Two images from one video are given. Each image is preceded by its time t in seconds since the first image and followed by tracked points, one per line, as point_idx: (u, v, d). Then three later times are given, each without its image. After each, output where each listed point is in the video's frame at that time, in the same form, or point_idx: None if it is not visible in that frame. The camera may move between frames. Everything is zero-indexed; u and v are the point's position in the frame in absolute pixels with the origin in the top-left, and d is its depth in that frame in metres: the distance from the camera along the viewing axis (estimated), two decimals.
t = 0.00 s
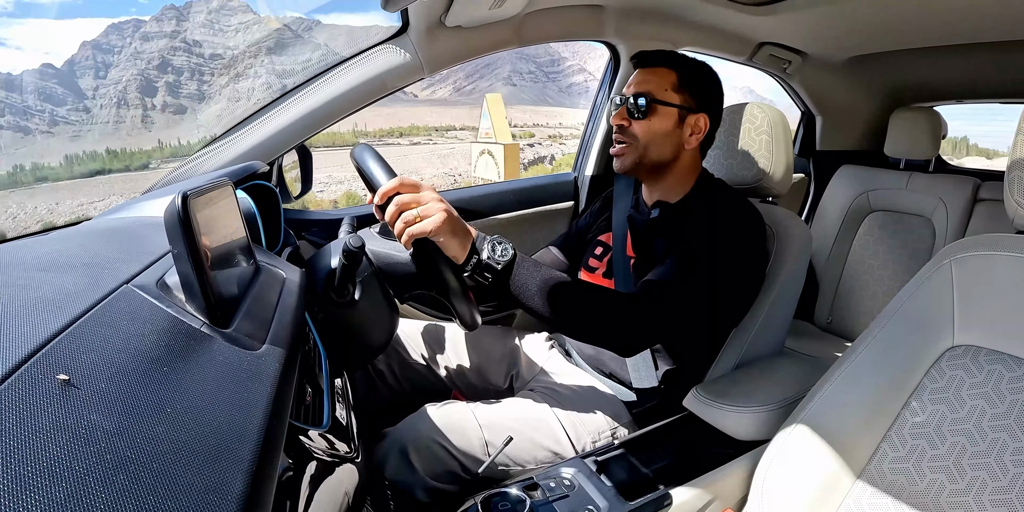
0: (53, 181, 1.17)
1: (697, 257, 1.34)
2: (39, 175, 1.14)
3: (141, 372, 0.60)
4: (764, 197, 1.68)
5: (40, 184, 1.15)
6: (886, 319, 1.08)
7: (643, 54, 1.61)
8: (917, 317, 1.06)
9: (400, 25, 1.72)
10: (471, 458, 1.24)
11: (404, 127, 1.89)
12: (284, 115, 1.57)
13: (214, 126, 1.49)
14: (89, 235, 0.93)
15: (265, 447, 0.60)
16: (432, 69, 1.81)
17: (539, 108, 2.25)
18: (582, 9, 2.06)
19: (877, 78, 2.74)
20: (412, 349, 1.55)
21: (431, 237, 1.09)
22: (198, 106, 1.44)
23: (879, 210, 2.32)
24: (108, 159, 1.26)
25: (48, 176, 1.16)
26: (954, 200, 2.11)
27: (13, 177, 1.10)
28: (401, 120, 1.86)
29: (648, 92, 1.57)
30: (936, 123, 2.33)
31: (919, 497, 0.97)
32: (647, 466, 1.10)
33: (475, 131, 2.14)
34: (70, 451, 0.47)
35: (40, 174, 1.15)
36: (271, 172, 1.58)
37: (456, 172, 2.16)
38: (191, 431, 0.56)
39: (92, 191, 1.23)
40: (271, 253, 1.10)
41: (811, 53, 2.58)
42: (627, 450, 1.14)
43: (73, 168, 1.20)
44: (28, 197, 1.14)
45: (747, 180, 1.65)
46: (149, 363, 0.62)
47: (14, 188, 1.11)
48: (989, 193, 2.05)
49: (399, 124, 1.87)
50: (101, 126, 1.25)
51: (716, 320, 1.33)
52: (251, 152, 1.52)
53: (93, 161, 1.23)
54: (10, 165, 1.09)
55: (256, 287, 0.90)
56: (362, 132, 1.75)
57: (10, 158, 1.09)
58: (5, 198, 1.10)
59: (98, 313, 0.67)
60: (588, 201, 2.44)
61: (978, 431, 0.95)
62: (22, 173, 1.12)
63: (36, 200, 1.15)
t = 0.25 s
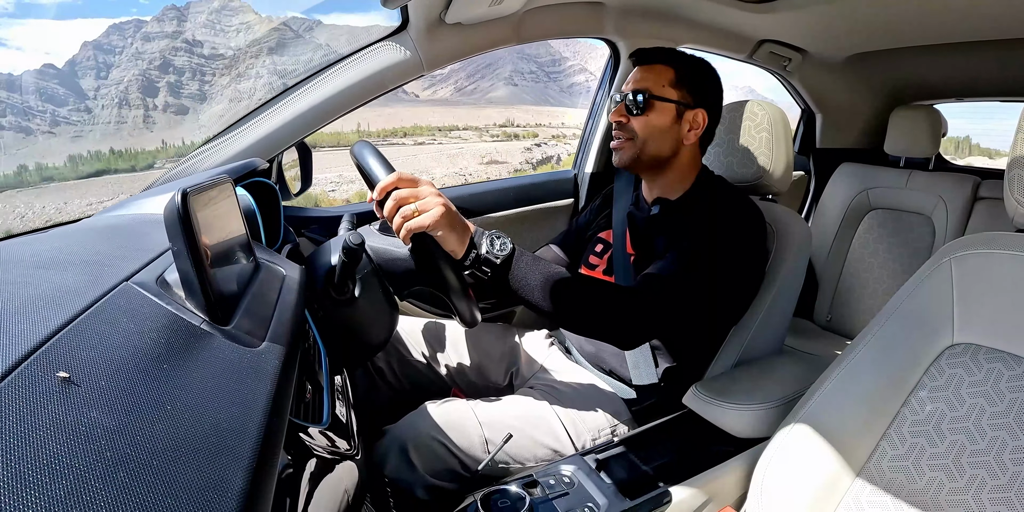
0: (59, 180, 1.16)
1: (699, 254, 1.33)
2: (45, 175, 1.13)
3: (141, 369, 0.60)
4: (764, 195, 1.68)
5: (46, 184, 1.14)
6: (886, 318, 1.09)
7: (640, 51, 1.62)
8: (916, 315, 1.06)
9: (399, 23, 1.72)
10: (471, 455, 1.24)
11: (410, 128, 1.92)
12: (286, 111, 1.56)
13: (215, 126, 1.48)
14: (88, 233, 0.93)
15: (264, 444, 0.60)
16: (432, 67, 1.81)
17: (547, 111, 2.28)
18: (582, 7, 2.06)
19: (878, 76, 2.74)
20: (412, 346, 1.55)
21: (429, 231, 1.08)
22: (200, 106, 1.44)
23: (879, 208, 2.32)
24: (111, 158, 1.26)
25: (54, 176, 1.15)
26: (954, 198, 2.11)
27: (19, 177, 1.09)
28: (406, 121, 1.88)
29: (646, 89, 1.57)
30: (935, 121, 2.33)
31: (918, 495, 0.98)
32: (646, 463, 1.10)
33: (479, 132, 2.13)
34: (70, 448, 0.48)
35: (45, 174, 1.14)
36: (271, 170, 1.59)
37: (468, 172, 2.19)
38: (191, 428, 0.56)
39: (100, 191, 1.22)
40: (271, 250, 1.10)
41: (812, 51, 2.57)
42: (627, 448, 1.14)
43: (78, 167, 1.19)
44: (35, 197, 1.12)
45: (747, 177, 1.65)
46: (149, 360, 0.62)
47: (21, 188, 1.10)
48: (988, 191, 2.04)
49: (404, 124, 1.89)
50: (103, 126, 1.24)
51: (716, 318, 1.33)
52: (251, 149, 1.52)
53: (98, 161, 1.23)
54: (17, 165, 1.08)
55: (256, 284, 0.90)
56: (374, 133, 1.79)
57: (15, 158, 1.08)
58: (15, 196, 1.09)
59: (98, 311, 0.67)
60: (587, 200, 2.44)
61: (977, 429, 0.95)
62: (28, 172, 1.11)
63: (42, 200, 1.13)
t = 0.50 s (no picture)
0: (65, 180, 1.17)
1: (699, 255, 1.34)
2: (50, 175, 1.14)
3: (141, 370, 0.60)
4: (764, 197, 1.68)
5: (54, 184, 1.16)
6: (886, 319, 1.09)
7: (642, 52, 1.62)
8: (915, 317, 1.06)
9: (399, 24, 1.72)
10: (471, 456, 1.24)
11: (411, 128, 1.92)
12: (285, 113, 1.56)
13: (216, 126, 1.49)
14: (88, 233, 0.93)
15: (264, 445, 0.60)
16: (432, 68, 1.81)
17: (551, 111, 2.30)
18: (582, 9, 2.07)
19: (878, 78, 2.74)
20: (412, 347, 1.55)
21: (430, 234, 1.08)
22: (201, 106, 1.44)
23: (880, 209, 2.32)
24: (115, 158, 1.27)
25: (61, 177, 1.17)
26: (954, 200, 2.11)
27: (25, 177, 1.10)
28: (411, 122, 1.90)
29: (648, 89, 1.57)
30: (935, 122, 2.33)
31: (918, 496, 0.97)
32: (647, 464, 1.10)
33: (482, 132, 2.14)
34: (70, 448, 0.48)
35: (51, 174, 1.15)
36: (271, 171, 1.58)
37: (476, 172, 2.20)
38: (191, 429, 0.56)
39: (108, 190, 1.23)
40: (270, 251, 1.10)
41: (811, 52, 2.58)
42: (627, 449, 1.14)
43: (83, 167, 1.20)
44: (42, 197, 1.14)
45: (748, 178, 1.65)
46: (149, 361, 0.62)
47: (26, 188, 1.11)
48: (988, 192, 2.04)
49: (409, 124, 1.90)
50: (105, 126, 1.24)
51: (716, 320, 1.33)
52: (250, 150, 1.52)
53: (102, 161, 1.24)
54: (21, 165, 1.09)
55: (256, 285, 0.90)
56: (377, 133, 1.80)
57: (19, 159, 1.08)
58: (19, 197, 1.10)
59: (98, 312, 0.67)
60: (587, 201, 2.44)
61: (977, 430, 0.95)
62: (32, 172, 1.11)
63: (45, 200, 1.15)
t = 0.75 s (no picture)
0: (71, 180, 1.19)
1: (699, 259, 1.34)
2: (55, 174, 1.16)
3: (141, 375, 0.60)
4: (763, 201, 1.68)
5: (60, 184, 1.17)
6: (886, 322, 1.09)
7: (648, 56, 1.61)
8: (916, 321, 1.06)
9: (399, 26, 1.72)
10: (471, 461, 1.23)
11: (414, 129, 1.91)
12: (286, 117, 1.57)
13: (218, 128, 1.49)
14: (88, 238, 0.93)
15: (264, 451, 0.60)
16: (432, 73, 1.81)
17: (547, 110, 2.27)
18: (582, 14, 2.08)
19: (878, 81, 2.74)
20: (412, 352, 1.55)
21: (430, 239, 1.09)
22: (203, 107, 1.44)
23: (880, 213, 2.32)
24: (119, 158, 1.28)
25: (68, 176, 1.18)
26: (953, 203, 2.11)
27: (30, 177, 1.11)
28: (408, 120, 1.86)
29: (653, 95, 1.57)
30: (934, 124, 2.34)
31: (919, 501, 0.97)
32: (648, 468, 1.10)
33: (484, 132, 2.11)
34: (70, 453, 0.48)
35: (57, 174, 1.16)
36: (271, 177, 1.58)
37: (490, 172, 2.21)
38: (191, 434, 0.56)
39: (116, 191, 1.26)
40: (270, 256, 1.10)
41: (811, 57, 2.58)
42: (628, 453, 1.14)
43: (88, 167, 1.22)
44: (49, 196, 1.15)
45: (747, 183, 1.65)
46: (149, 366, 0.62)
47: (34, 188, 1.12)
48: (988, 195, 2.05)
49: (409, 125, 1.88)
50: (106, 127, 1.25)
51: (716, 324, 1.33)
52: (249, 156, 1.51)
53: (107, 161, 1.26)
54: (27, 165, 1.10)
55: (256, 290, 0.89)
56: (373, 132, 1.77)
57: (23, 160, 1.09)
58: (30, 196, 1.12)
59: (98, 316, 0.67)
60: (587, 206, 2.43)
61: (979, 434, 0.95)
62: (38, 172, 1.13)
63: (49, 200, 1.15)
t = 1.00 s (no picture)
0: (78, 180, 1.21)
1: (700, 258, 1.33)
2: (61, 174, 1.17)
3: (141, 375, 0.60)
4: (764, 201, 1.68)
5: (66, 184, 1.18)
6: (886, 322, 1.08)
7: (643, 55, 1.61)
8: (917, 320, 1.06)
9: (399, 26, 1.72)
10: (472, 461, 1.23)
11: (419, 129, 1.93)
12: (288, 117, 1.56)
13: (218, 129, 1.48)
14: (88, 239, 0.93)
15: (264, 451, 0.60)
16: (433, 74, 1.82)
17: (552, 112, 2.30)
18: (583, 14, 2.08)
19: (878, 81, 2.74)
20: (412, 353, 1.55)
21: (429, 239, 1.07)
22: (205, 108, 1.44)
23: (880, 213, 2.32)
24: (124, 158, 1.28)
25: (75, 176, 1.20)
26: (954, 202, 2.11)
27: (35, 177, 1.13)
28: (411, 121, 1.88)
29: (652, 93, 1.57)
30: (935, 124, 2.33)
31: (919, 500, 0.97)
32: (648, 468, 1.10)
33: (488, 133, 2.12)
34: (70, 453, 0.48)
35: (63, 174, 1.18)
36: (270, 177, 1.57)
37: (497, 172, 2.22)
38: (191, 434, 0.56)
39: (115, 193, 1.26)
40: (271, 257, 1.10)
41: (811, 57, 2.58)
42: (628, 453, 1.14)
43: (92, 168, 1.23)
44: (55, 197, 1.17)
45: (747, 183, 1.64)
46: (149, 367, 0.62)
47: (40, 189, 1.14)
48: (988, 195, 2.05)
49: (416, 124, 1.91)
50: (108, 127, 1.25)
51: (716, 324, 1.33)
52: (249, 156, 1.50)
53: (111, 162, 1.26)
54: (32, 166, 1.12)
55: (257, 290, 0.89)
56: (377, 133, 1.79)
57: (27, 161, 1.11)
58: (38, 197, 1.14)
59: (98, 317, 0.67)
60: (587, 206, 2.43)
61: (979, 433, 0.95)
62: (43, 171, 1.14)
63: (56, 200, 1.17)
